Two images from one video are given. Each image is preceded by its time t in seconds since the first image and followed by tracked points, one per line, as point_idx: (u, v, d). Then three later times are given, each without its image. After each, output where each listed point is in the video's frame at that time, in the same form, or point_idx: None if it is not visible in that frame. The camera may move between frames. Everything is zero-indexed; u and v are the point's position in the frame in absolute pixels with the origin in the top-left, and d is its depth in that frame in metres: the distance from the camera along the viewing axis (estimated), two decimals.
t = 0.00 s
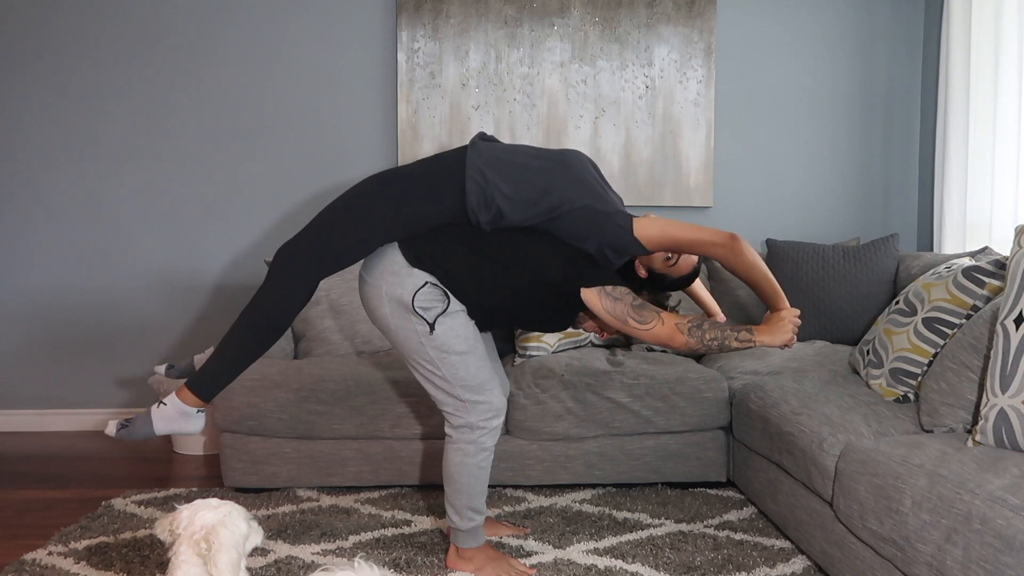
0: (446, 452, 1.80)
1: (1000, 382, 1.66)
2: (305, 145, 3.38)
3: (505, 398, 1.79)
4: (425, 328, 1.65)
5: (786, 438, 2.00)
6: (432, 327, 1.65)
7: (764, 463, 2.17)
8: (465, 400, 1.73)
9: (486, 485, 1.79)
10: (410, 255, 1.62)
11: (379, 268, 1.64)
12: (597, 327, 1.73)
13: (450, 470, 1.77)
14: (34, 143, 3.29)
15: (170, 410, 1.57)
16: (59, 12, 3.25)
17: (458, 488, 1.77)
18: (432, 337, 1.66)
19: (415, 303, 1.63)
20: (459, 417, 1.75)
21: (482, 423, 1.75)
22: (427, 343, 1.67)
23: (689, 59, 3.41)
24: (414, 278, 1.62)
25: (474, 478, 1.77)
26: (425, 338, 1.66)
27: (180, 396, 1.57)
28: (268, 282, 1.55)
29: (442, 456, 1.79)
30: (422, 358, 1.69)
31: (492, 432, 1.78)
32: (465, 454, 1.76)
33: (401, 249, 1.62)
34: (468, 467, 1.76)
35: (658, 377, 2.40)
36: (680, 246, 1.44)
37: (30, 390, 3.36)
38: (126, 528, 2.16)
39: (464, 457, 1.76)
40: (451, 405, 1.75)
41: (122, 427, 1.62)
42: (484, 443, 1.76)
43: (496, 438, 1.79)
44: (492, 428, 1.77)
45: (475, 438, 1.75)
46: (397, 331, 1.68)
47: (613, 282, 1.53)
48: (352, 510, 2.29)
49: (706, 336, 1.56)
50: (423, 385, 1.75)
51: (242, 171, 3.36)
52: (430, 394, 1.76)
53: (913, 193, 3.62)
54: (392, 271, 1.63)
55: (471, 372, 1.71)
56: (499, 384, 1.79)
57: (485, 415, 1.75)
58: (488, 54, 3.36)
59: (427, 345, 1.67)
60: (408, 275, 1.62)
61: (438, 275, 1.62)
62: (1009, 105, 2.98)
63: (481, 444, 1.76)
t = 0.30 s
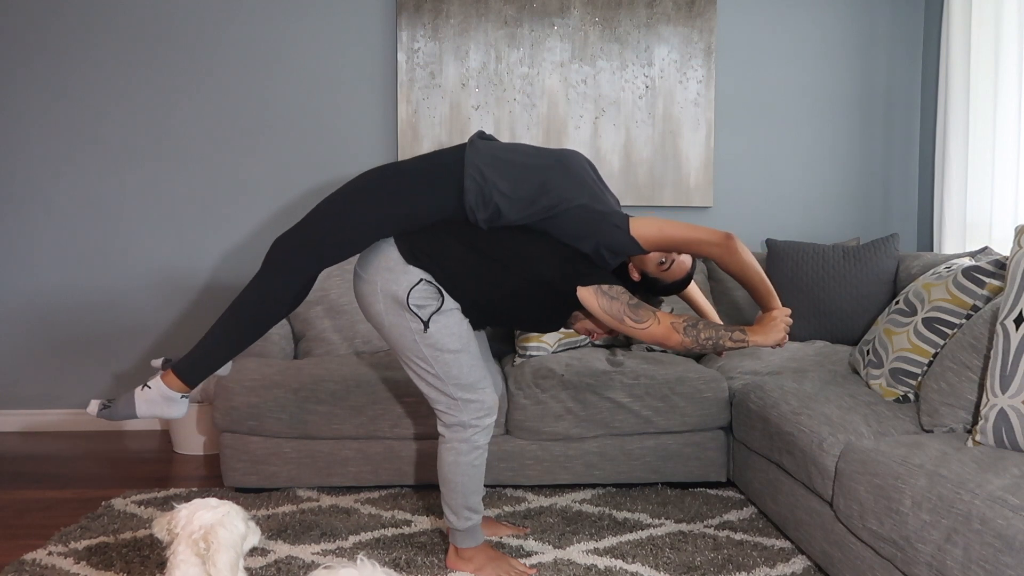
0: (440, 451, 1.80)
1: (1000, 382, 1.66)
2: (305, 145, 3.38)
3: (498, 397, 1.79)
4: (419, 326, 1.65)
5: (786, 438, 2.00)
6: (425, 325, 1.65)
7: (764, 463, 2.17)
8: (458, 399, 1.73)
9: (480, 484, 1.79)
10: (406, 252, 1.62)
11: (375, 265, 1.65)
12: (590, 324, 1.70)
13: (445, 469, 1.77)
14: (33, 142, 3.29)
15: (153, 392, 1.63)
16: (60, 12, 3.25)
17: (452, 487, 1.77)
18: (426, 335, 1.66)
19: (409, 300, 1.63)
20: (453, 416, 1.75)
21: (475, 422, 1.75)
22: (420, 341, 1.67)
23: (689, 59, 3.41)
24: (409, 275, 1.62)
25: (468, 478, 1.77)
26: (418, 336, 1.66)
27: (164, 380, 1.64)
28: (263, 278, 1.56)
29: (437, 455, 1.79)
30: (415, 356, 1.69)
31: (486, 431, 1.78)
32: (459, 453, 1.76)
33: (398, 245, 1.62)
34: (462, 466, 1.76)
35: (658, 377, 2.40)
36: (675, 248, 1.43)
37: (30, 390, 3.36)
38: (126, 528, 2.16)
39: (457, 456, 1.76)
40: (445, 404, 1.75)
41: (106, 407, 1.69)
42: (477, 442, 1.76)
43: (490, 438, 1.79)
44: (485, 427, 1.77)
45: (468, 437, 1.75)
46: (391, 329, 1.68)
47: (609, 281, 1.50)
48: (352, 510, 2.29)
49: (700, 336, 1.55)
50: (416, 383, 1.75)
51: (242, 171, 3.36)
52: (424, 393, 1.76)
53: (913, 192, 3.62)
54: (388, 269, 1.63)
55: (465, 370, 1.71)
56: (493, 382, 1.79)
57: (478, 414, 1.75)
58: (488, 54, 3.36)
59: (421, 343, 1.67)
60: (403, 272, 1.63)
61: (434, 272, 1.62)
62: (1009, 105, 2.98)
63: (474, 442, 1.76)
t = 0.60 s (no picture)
0: (443, 452, 1.80)
1: (1000, 382, 1.66)
2: (305, 145, 3.38)
3: (499, 396, 1.79)
4: (419, 328, 1.65)
5: (786, 438, 2.00)
6: (425, 327, 1.65)
7: (763, 463, 2.17)
8: (460, 399, 1.73)
9: (484, 483, 1.79)
10: (403, 254, 1.62)
11: (372, 269, 1.65)
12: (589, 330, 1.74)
13: (447, 470, 1.77)
14: (33, 142, 3.29)
15: (178, 408, 1.55)
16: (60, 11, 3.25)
17: (455, 487, 1.77)
18: (426, 337, 1.66)
19: (408, 303, 1.63)
20: (455, 416, 1.75)
21: (478, 423, 1.75)
22: (421, 343, 1.67)
23: (689, 59, 3.41)
24: (406, 277, 1.62)
25: (472, 477, 1.77)
26: (419, 338, 1.66)
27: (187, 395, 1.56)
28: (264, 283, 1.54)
29: (440, 456, 1.79)
30: (416, 358, 1.69)
31: (488, 430, 1.78)
32: (462, 454, 1.75)
33: (395, 248, 1.62)
34: (466, 466, 1.76)
35: (658, 377, 2.40)
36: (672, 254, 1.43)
37: (30, 390, 3.36)
38: (126, 528, 2.16)
39: (461, 457, 1.75)
40: (448, 405, 1.75)
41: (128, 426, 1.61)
42: (480, 442, 1.76)
43: (492, 437, 1.79)
44: (487, 426, 1.77)
45: (471, 437, 1.75)
46: (391, 332, 1.68)
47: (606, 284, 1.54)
48: (352, 510, 2.29)
49: (696, 342, 1.57)
50: (418, 385, 1.75)
51: (242, 171, 3.36)
52: (426, 395, 1.76)
53: (913, 192, 3.62)
54: (386, 271, 1.63)
55: (466, 371, 1.71)
56: (494, 382, 1.79)
57: (480, 414, 1.75)
58: (487, 54, 3.36)
59: (421, 345, 1.67)
60: (401, 275, 1.62)
61: (432, 274, 1.63)
62: (1009, 105, 2.98)
63: (477, 443, 1.76)
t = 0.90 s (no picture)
0: (441, 452, 1.79)
1: (1000, 382, 1.66)
2: (305, 145, 3.38)
3: (497, 394, 1.79)
4: (416, 328, 1.65)
5: (786, 438, 2.00)
6: (422, 327, 1.65)
7: (764, 464, 2.17)
8: (458, 399, 1.73)
9: (483, 482, 1.79)
10: (397, 256, 1.62)
11: (367, 271, 1.64)
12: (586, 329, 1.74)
13: (446, 470, 1.77)
14: (33, 142, 3.29)
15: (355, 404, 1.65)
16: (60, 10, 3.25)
17: (454, 487, 1.77)
18: (423, 337, 1.66)
19: (404, 303, 1.62)
20: (454, 416, 1.75)
21: (476, 421, 1.75)
22: (418, 344, 1.66)
23: (689, 59, 3.41)
24: (402, 278, 1.62)
25: (471, 476, 1.77)
26: (416, 338, 1.66)
27: (350, 394, 1.64)
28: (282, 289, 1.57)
29: (438, 456, 1.79)
30: (413, 359, 1.69)
31: (488, 429, 1.78)
32: (461, 453, 1.75)
33: (389, 250, 1.62)
34: (466, 466, 1.75)
35: (658, 377, 2.40)
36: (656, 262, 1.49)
37: (30, 390, 3.36)
38: (126, 528, 2.16)
39: (460, 456, 1.75)
40: (446, 405, 1.75)
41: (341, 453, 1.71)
42: (479, 441, 1.76)
43: (491, 436, 1.79)
44: (486, 425, 1.77)
45: (470, 436, 1.75)
46: (388, 333, 1.68)
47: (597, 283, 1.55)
48: (352, 510, 2.29)
49: (689, 345, 1.58)
50: (416, 387, 1.75)
51: (242, 171, 3.36)
52: (424, 395, 1.76)
53: (913, 192, 3.62)
54: (381, 273, 1.63)
55: (464, 370, 1.71)
56: (491, 380, 1.79)
57: (478, 413, 1.75)
58: (488, 54, 3.36)
59: (418, 346, 1.67)
60: (396, 275, 1.62)
61: (427, 276, 1.62)
62: (1009, 105, 2.98)
63: (476, 442, 1.76)
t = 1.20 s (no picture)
0: (439, 450, 1.79)
1: (1000, 382, 1.66)
2: (305, 145, 3.38)
3: (495, 394, 1.79)
4: (417, 326, 1.65)
5: (786, 438, 2.00)
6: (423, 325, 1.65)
7: (763, 463, 2.17)
8: (457, 397, 1.73)
9: (481, 482, 1.79)
10: (400, 252, 1.62)
11: (370, 267, 1.65)
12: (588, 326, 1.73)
13: (444, 469, 1.77)
14: (32, 142, 3.29)
15: (361, 374, 1.72)
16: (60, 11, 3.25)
17: (452, 486, 1.77)
18: (423, 335, 1.66)
19: (405, 300, 1.62)
20: (452, 414, 1.75)
21: (474, 420, 1.75)
22: (418, 341, 1.66)
23: (689, 59, 3.41)
24: (404, 275, 1.62)
25: (468, 475, 1.77)
26: (416, 336, 1.66)
27: (355, 366, 1.71)
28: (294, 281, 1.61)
29: (436, 454, 1.79)
30: (413, 356, 1.69)
31: (485, 429, 1.78)
32: (459, 452, 1.75)
33: (392, 247, 1.62)
34: (462, 465, 1.76)
35: (658, 377, 2.40)
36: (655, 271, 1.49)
37: (29, 390, 3.35)
38: (126, 528, 2.16)
39: (457, 455, 1.76)
40: (444, 403, 1.75)
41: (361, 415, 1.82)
42: (476, 440, 1.76)
43: (489, 435, 1.79)
44: (484, 424, 1.77)
45: (468, 435, 1.75)
46: (389, 329, 1.68)
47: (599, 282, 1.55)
48: (352, 510, 2.29)
49: (690, 345, 1.56)
50: (415, 383, 1.75)
51: (242, 171, 3.36)
52: (423, 393, 1.76)
53: (913, 192, 3.62)
54: (383, 269, 1.63)
55: (464, 369, 1.71)
56: (490, 380, 1.79)
57: (476, 412, 1.75)
58: (488, 54, 3.36)
59: (418, 343, 1.67)
60: (398, 272, 1.62)
61: (429, 273, 1.63)
62: (1009, 106, 2.98)
63: (473, 441, 1.76)
